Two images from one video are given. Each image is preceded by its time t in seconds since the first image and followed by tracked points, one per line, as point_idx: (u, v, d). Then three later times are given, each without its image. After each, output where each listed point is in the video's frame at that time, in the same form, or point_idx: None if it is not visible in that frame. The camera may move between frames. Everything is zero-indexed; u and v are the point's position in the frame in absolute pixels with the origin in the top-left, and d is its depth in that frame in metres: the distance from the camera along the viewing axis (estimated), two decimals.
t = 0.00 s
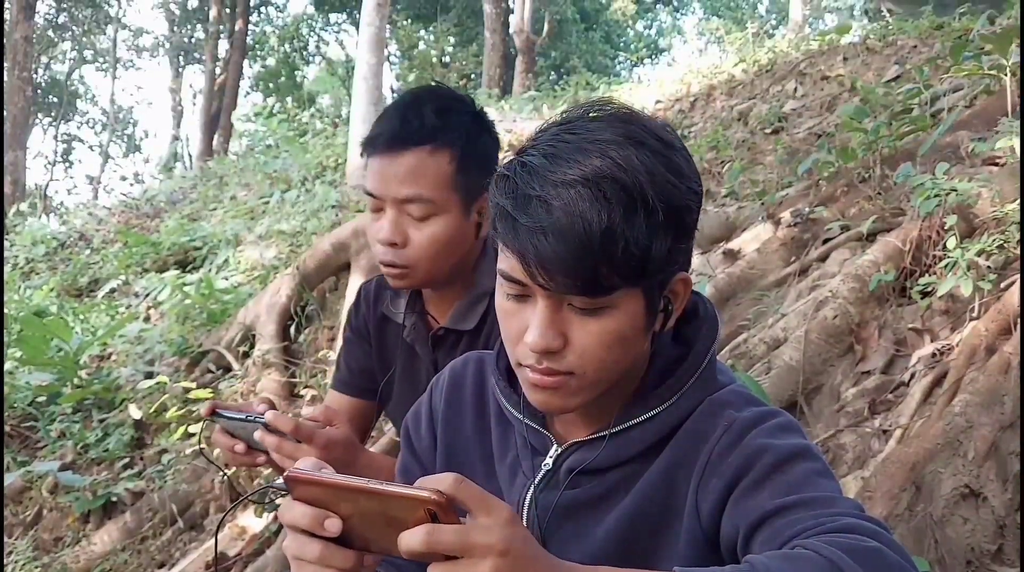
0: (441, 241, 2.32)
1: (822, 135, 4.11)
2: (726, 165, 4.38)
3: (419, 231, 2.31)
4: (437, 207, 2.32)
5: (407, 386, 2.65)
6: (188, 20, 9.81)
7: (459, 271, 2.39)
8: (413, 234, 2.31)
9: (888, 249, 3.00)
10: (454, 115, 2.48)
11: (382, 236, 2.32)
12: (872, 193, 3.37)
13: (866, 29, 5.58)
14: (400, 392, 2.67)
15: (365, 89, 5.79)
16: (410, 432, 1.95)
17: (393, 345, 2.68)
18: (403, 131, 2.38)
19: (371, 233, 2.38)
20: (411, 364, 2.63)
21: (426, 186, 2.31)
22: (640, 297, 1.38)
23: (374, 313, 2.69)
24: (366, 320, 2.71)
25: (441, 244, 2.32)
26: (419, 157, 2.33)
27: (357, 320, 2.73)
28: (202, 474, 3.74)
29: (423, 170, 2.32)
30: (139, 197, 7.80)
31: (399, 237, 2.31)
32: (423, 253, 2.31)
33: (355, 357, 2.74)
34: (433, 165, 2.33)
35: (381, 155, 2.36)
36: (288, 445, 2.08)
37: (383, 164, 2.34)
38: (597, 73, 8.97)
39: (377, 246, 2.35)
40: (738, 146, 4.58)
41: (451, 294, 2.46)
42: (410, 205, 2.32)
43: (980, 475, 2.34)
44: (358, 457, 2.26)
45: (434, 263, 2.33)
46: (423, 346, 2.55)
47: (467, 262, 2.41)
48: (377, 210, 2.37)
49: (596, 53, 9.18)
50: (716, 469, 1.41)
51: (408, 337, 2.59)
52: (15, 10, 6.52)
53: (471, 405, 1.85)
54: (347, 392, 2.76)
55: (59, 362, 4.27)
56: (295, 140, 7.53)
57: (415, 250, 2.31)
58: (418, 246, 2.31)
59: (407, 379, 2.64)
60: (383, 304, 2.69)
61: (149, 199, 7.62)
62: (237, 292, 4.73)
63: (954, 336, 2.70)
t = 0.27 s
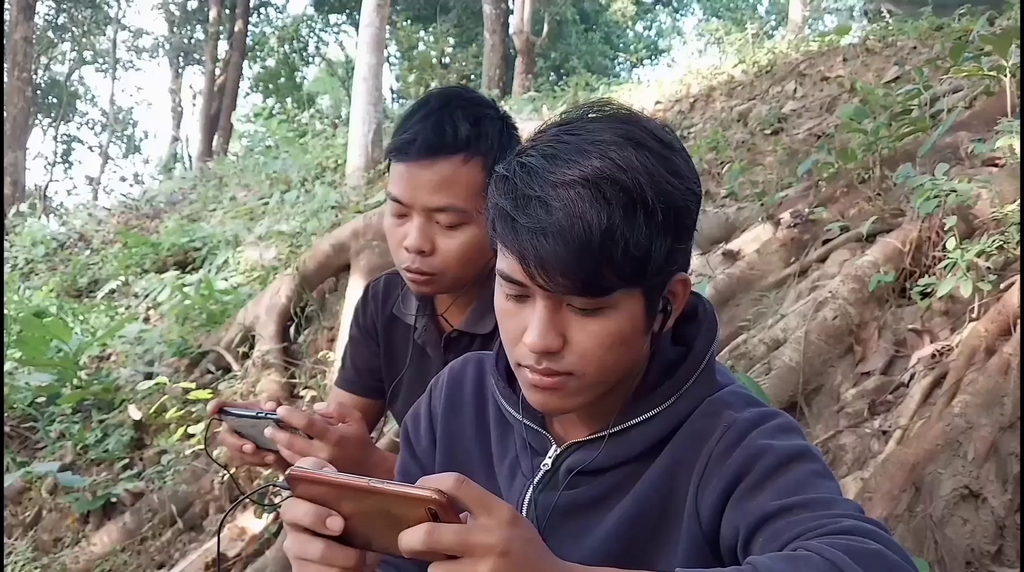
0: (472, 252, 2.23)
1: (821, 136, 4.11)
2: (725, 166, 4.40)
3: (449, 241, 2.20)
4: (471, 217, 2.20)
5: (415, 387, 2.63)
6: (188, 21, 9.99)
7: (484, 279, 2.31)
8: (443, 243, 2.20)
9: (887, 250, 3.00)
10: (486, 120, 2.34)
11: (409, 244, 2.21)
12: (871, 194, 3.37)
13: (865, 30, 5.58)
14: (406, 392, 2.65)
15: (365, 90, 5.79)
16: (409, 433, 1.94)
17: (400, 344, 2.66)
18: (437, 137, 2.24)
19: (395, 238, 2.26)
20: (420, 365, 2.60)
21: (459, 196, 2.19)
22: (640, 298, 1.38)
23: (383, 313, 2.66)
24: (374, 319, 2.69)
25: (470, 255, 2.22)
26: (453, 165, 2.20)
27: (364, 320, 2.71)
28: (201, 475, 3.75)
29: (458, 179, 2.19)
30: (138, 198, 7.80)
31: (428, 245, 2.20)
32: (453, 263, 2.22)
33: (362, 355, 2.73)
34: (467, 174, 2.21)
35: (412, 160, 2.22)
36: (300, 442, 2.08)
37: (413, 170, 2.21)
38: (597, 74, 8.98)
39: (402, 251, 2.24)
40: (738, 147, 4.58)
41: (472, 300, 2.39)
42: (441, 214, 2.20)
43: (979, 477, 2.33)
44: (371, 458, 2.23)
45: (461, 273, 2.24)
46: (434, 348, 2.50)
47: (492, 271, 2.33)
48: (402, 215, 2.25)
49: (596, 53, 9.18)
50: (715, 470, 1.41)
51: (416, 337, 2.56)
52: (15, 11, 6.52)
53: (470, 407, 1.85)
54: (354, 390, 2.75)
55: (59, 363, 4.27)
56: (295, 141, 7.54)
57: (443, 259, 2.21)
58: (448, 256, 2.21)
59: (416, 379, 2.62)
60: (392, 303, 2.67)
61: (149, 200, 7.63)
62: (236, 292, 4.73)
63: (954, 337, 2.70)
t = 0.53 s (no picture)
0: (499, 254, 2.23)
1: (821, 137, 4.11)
2: (725, 167, 4.41)
3: (477, 243, 2.20)
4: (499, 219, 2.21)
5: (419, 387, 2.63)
6: (188, 22, 10.14)
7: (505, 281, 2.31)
8: (470, 243, 2.20)
9: (887, 251, 3.00)
10: (516, 123, 2.36)
11: (433, 244, 2.20)
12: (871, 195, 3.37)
13: (865, 31, 5.59)
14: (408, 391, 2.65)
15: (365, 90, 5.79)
16: (407, 434, 1.94)
17: (405, 343, 2.65)
18: (469, 139, 2.23)
19: (419, 237, 2.25)
20: (425, 365, 2.60)
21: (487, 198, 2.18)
22: (636, 298, 1.38)
23: (388, 313, 2.66)
24: (378, 319, 2.68)
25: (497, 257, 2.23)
26: (482, 166, 2.20)
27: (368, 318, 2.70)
28: (201, 476, 3.75)
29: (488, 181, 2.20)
30: (138, 199, 7.80)
31: (455, 246, 2.19)
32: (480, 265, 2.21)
33: (365, 355, 2.72)
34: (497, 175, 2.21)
35: (443, 159, 2.21)
36: (308, 447, 2.00)
37: (443, 170, 2.20)
38: (597, 75, 8.99)
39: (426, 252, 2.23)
40: (738, 147, 4.59)
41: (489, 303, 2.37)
42: (467, 216, 2.20)
43: (979, 478, 2.33)
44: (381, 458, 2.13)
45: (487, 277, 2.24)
46: (442, 350, 2.50)
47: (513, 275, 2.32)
48: (427, 214, 2.24)
49: (595, 54, 9.19)
50: (712, 471, 1.41)
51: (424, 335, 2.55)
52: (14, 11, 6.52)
53: (469, 408, 1.85)
54: (354, 389, 2.75)
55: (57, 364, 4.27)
56: (294, 141, 7.55)
57: (470, 261, 2.21)
58: (472, 258, 2.21)
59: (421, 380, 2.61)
60: (397, 303, 2.66)
61: (148, 201, 7.62)
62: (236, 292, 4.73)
63: (953, 338, 2.70)
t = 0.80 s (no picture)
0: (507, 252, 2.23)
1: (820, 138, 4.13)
2: (724, 168, 4.41)
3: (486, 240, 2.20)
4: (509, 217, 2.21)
5: (419, 387, 2.63)
6: (187, 22, 10.19)
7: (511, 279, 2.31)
8: (479, 241, 2.20)
9: (886, 252, 3.00)
10: (526, 121, 2.35)
11: (444, 240, 2.20)
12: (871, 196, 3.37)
13: (865, 31, 5.59)
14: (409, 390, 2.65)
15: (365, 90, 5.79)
16: (406, 434, 1.94)
17: (407, 342, 2.65)
18: (484, 133, 2.23)
19: (429, 232, 2.24)
20: (426, 365, 2.59)
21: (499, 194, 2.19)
22: (634, 299, 1.38)
23: (390, 311, 2.65)
24: (381, 317, 2.68)
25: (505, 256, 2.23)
26: (495, 162, 2.21)
27: (373, 315, 2.70)
28: (201, 477, 3.75)
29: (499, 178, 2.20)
30: (137, 200, 7.80)
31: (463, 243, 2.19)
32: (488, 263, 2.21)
33: (366, 352, 2.72)
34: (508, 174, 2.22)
35: (455, 156, 2.21)
36: (304, 447, 1.96)
37: (456, 165, 2.20)
38: (596, 76, 9.00)
39: (434, 248, 2.23)
40: (737, 148, 4.59)
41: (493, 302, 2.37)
42: (479, 212, 2.21)
43: (978, 478, 2.32)
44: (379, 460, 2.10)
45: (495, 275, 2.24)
46: (445, 349, 2.48)
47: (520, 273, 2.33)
48: (438, 210, 2.24)
49: (595, 55, 9.20)
50: (711, 470, 1.41)
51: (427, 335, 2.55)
52: (14, 12, 6.52)
53: (468, 407, 1.85)
54: (353, 385, 2.76)
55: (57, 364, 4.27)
56: (294, 142, 7.55)
57: (478, 259, 2.21)
58: (483, 254, 2.21)
59: (421, 380, 2.61)
60: (400, 302, 2.66)
61: (148, 202, 7.63)
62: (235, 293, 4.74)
63: (953, 338, 2.70)
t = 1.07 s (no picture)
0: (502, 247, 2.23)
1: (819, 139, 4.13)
2: (724, 169, 4.41)
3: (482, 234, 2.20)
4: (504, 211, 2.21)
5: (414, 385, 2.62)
6: (187, 23, 10.23)
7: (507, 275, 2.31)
8: (475, 235, 2.19)
9: (886, 253, 3.00)
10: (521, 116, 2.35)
11: (441, 234, 2.19)
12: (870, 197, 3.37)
13: (865, 32, 5.59)
14: (404, 388, 2.64)
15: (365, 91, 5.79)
16: (406, 435, 1.94)
17: (404, 339, 2.65)
18: (479, 127, 2.24)
19: (425, 227, 2.23)
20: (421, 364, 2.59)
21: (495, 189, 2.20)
22: (635, 300, 1.38)
23: (388, 308, 2.66)
24: (378, 314, 2.68)
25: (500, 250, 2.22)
26: (491, 157, 2.21)
27: (371, 312, 2.70)
28: (200, 477, 3.74)
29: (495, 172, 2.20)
30: (137, 200, 7.80)
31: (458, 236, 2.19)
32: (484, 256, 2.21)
33: (362, 350, 2.72)
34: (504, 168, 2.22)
35: (451, 149, 2.21)
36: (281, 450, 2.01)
37: (452, 159, 2.20)
38: (596, 76, 9.00)
39: (429, 242, 2.22)
40: (737, 149, 4.59)
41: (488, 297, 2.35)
42: (475, 206, 2.20)
43: (978, 479, 2.32)
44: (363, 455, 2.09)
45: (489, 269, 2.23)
46: (440, 348, 2.47)
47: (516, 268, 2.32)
48: (434, 205, 2.23)
49: (595, 56, 9.20)
50: (712, 471, 1.41)
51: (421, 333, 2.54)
52: (14, 13, 6.53)
53: (468, 407, 1.85)
54: (348, 383, 2.76)
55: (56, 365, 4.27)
56: (295, 143, 7.55)
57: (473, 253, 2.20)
58: (478, 249, 2.20)
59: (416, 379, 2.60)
60: (397, 300, 2.66)
61: (148, 203, 7.63)
62: (236, 294, 4.74)
63: (953, 339, 2.70)
